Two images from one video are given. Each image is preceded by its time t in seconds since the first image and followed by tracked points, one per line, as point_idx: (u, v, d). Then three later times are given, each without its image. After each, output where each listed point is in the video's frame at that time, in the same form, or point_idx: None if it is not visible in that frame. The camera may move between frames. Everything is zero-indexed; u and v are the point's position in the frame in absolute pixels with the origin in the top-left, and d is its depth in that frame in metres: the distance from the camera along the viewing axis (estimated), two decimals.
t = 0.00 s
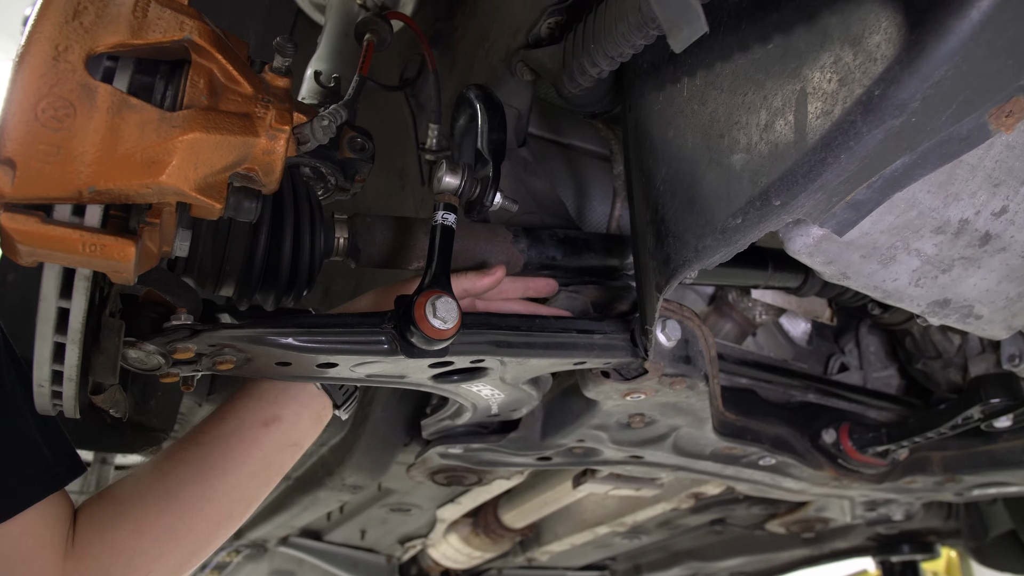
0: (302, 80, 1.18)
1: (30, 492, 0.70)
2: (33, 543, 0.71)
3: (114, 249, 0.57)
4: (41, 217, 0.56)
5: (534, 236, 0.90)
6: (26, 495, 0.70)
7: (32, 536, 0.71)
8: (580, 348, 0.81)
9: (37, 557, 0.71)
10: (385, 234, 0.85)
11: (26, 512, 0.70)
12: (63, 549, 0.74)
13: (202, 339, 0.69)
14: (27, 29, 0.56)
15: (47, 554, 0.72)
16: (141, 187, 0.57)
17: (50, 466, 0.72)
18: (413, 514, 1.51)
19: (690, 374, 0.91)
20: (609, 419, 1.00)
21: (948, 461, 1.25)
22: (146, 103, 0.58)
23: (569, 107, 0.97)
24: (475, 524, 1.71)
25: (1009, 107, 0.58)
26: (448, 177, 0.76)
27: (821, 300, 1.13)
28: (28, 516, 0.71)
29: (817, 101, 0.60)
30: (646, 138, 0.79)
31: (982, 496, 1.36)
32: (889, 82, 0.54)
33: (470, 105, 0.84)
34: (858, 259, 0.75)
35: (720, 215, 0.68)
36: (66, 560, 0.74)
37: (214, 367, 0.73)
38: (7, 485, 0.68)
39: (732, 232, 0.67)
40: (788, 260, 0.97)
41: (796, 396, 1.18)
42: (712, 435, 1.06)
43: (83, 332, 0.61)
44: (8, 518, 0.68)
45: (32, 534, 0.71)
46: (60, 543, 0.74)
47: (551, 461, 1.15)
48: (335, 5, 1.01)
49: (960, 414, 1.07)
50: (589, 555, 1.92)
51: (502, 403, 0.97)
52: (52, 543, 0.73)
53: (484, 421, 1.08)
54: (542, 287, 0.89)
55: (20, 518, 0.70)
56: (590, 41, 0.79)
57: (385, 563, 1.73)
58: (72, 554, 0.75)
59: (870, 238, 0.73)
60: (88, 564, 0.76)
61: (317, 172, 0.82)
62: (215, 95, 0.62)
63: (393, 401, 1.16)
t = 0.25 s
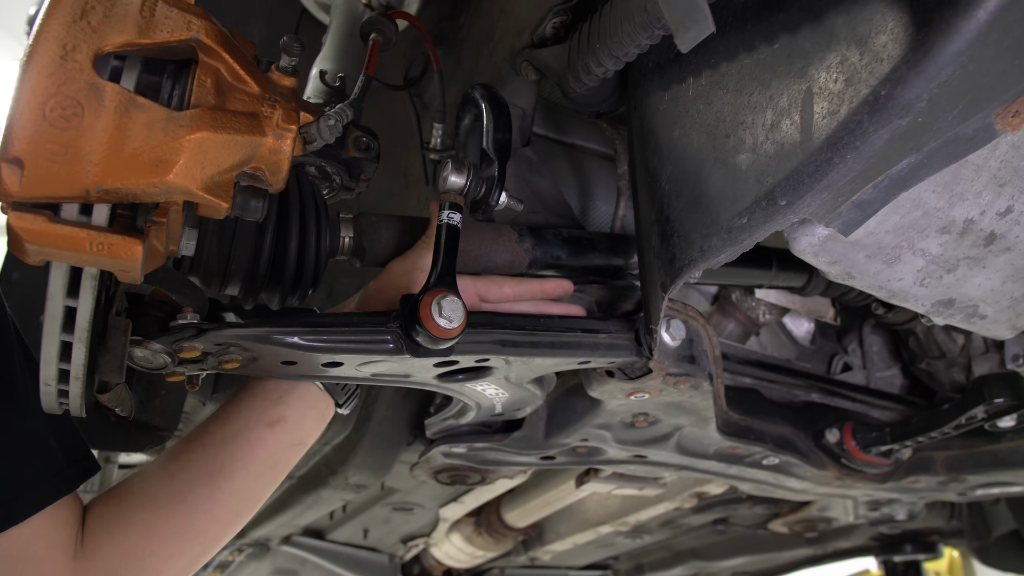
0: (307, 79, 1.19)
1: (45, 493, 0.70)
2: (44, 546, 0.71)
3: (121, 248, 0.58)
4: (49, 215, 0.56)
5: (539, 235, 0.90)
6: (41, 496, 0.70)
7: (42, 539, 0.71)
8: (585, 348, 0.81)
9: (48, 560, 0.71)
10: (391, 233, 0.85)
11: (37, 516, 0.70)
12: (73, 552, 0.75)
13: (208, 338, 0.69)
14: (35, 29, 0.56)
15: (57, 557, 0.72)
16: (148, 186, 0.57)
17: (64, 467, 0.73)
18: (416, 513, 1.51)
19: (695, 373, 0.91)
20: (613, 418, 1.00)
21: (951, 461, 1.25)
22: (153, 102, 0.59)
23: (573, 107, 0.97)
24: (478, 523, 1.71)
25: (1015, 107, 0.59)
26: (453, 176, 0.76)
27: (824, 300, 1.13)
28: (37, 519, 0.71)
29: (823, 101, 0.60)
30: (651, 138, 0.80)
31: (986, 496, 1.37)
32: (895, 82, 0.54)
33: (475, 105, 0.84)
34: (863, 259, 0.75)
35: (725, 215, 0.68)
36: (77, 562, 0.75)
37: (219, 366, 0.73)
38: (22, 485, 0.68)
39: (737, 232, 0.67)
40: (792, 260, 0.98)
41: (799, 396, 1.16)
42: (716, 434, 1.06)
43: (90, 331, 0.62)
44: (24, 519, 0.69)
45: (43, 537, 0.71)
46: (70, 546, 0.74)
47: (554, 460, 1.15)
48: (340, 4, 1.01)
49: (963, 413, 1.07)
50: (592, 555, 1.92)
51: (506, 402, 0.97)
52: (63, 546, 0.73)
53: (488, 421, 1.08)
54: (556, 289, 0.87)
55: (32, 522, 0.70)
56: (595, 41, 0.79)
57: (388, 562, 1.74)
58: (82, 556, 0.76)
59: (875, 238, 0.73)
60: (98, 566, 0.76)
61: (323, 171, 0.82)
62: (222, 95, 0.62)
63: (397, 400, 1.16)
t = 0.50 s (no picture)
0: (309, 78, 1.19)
1: (52, 493, 0.71)
2: (48, 543, 0.71)
3: (126, 245, 0.58)
4: (53, 213, 0.56)
5: (541, 234, 0.90)
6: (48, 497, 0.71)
7: (47, 536, 0.71)
8: (587, 346, 0.81)
9: (52, 557, 0.71)
10: (394, 231, 0.85)
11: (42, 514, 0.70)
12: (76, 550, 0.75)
13: (212, 335, 0.69)
14: (39, 28, 0.56)
15: (61, 553, 0.72)
16: (152, 183, 0.57)
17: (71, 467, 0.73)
18: (418, 511, 1.52)
19: (697, 372, 0.91)
20: (615, 417, 1.00)
21: (952, 460, 1.25)
22: (157, 100, 0.59)
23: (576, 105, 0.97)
24: (479, 521, 1.71)
25: (1018, 106, 0.59)
26: (457, 175, 0.76)
27: (826, 299, 1.14)
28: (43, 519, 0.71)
29: (826, 100, 0.60)
30: (654, 137, 0.80)
31: (987, 495, 1.37)
32: (899, 80, 0.54)
33: (479, 103, 0.83)
34: (865, 258, 0.75)
35: (728, 213, 0.68)
36: (80, 559, 0.75)
37: (223, 364, 0.73)
38: (30, 486, 0.69)
39: (740, 231, 0.67)
40: (794, 258, 0.98)
41: (801, 395, 1.17)
42: (718, 433, 1.06)
43: (94, 329, 0.62)
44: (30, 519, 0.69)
45: (47, 535, 0.71)
46: (74, 544, 0.74)
47: (556, 459, 1.15)
48: (342, 3, 1.02)
49: (965, 412, 1.07)
50: (593, 553, 1.93)
51: (508, 400, 0.97)
52: (66, 544, 0.73)
53: (490, 419, 1.08)
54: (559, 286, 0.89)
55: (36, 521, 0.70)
56: (598, 40, 0.79)
57: (389, 561, 1.74)
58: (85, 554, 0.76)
59: (877, 237, 0.73)
60: (101, 564, 0.76)
61: (326, 169, 0.82)
62: (226, 93, 0.62)
63: (399, 399, 1.16)
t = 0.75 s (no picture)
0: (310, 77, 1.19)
1: (66, 476, 0.76)
2: (72, 517, 0.78)
3: (127, 244, 0.58)
4: (54, 212, 0.56)
5: (542, 233, 0.90)
6: (61, 480, 0.76)
7: (74, 508, 0.78)
8: (587, 345, 0.82)
9: (77, 532, 0.79)
10: (394, 231, 0.85)
11: (63, 495, 0.77)
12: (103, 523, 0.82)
13: (213, 335, 0.69)
14: (41, 27, 0.56)
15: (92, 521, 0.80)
16: (154, 183, 0.57)
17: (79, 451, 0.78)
18: (418, 511, 1.52)
19: (697, 371, 0.91)
20: (616, 416, 1.00)
21: (952, 460, 1.25)
22: (158, 99, 0.59)
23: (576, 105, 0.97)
24: (479, 520, 1.71)
25: (1018, 107, 0.59)
26: (457, 174, 0.77)
27: (826, 299, 1.14)
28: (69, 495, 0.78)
29: (827, 100, 0.60)
30: (655, 136, 0.80)
31: (986, 495, 1.37)
32: (899, 81, 0.54)
33: (479, 103, 0.83)
34: (865, 257, 0.75)
35: (729, 213, 0.68)
36: (110, 527, 0.83)
37: (224, 362, 0.74)
38: (41, 472, 0.74)
39: (741, 230, 0.67)
40: (794, 257, 0.98)
41: (802, 394, 1.17)
42: (718, 432, 1.06)
43: (95, 328, 0.62)
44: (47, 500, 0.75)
45: (70, 512, 0.78)
46: (101, 516, 0.82)
47: (556, 458, 1.15)
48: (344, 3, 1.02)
49: (964, 412, 1.07)
50: (593, 553, 1.93)
51: (509, 400, 0.97)
52: (92, 517, 0.80)
53: (490, 418, 1.08)
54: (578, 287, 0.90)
55: (59, 502, 0.76)
56: (599, 40, 0.79)
57: (389, 559, 1.74)
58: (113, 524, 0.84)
59: (878, 236, 0.73)
60: (126, 535, 0.84)
61: (327, 169, 0.82)
62: (227, 92, 0.62)
63: (399, 398, 1.17)
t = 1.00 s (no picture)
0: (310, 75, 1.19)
1: (60, 460, 0.77)
2: (87, 490, 0.83)
3: (127, 241, 0.58)
4: (55, 209, 0.56)
5: (542, 231, 0.90)
6: (55, 463, 0.76)
7: (84, 481, 0.82)
8: (588, 343, 0.82)
9: (90, 504, 0.84)
10: (394, 229, 0.85)
11: (80, 469, 0.81)
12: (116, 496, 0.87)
13: (213, 332, 0.69)
14: (42, 25, 0.56)
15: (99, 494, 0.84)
16: (154, 180, 0.57)
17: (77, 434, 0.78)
18: (418, 509, 1.52)
19: (698, 369, 0.91)
20: (616, 415, 1.00)
21: (952, 459, 1.25)
22: (159, 96, 0.59)
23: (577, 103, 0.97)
24: (479, 519, 1.70)
25: (1019, 105, 0.59)
26: (458, 172, 0.76)
27: (827, 297, 1.14)
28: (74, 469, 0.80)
29: (828, 97, 0.60)
30: (656, 134, 0.80)
31: (986, 494, 1.37)
32: (900, 78, 0.54)
33: (480, 100, 0.84)
34: (866, 256, 0.75)
35: (730, 211, 0.68)
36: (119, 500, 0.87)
37: (224, 360, 0.74)
38: (37, 455, 0.75)
39: (741, 228, 0.67)
40: (795, 256, 0.98)
41: (802, 393, 1.16)
42: (718, 431, 1.06)
43: (96, 325, 0.62)
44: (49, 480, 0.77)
45: (86, 486, 0.82)
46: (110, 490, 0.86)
47: (556, 456, 1.15)
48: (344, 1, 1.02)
49: (965, 411, 1.07)
50: (593, 551, 1.93)
51: (509, 398, 0.97)
52: (106, 489, 0.85)
53: (491, 417, 1.08)
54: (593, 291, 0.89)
55: (74, 477, 0.81)
56: (600, 38, 0.79)
57: (389, 558, 1.74)
58: (126, 496, 0.88)
59: (878, 235, 0.73)
60: (137, 509, 0.89)
61: (327, 167, 0.82)
62: (228, 89, 0.62)
63: (400, 396, 1.17)
